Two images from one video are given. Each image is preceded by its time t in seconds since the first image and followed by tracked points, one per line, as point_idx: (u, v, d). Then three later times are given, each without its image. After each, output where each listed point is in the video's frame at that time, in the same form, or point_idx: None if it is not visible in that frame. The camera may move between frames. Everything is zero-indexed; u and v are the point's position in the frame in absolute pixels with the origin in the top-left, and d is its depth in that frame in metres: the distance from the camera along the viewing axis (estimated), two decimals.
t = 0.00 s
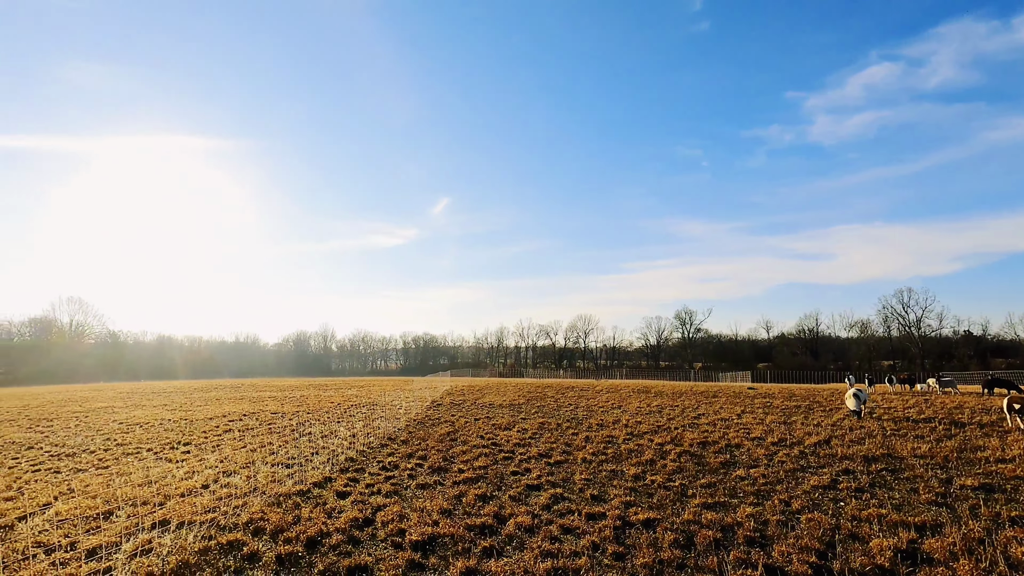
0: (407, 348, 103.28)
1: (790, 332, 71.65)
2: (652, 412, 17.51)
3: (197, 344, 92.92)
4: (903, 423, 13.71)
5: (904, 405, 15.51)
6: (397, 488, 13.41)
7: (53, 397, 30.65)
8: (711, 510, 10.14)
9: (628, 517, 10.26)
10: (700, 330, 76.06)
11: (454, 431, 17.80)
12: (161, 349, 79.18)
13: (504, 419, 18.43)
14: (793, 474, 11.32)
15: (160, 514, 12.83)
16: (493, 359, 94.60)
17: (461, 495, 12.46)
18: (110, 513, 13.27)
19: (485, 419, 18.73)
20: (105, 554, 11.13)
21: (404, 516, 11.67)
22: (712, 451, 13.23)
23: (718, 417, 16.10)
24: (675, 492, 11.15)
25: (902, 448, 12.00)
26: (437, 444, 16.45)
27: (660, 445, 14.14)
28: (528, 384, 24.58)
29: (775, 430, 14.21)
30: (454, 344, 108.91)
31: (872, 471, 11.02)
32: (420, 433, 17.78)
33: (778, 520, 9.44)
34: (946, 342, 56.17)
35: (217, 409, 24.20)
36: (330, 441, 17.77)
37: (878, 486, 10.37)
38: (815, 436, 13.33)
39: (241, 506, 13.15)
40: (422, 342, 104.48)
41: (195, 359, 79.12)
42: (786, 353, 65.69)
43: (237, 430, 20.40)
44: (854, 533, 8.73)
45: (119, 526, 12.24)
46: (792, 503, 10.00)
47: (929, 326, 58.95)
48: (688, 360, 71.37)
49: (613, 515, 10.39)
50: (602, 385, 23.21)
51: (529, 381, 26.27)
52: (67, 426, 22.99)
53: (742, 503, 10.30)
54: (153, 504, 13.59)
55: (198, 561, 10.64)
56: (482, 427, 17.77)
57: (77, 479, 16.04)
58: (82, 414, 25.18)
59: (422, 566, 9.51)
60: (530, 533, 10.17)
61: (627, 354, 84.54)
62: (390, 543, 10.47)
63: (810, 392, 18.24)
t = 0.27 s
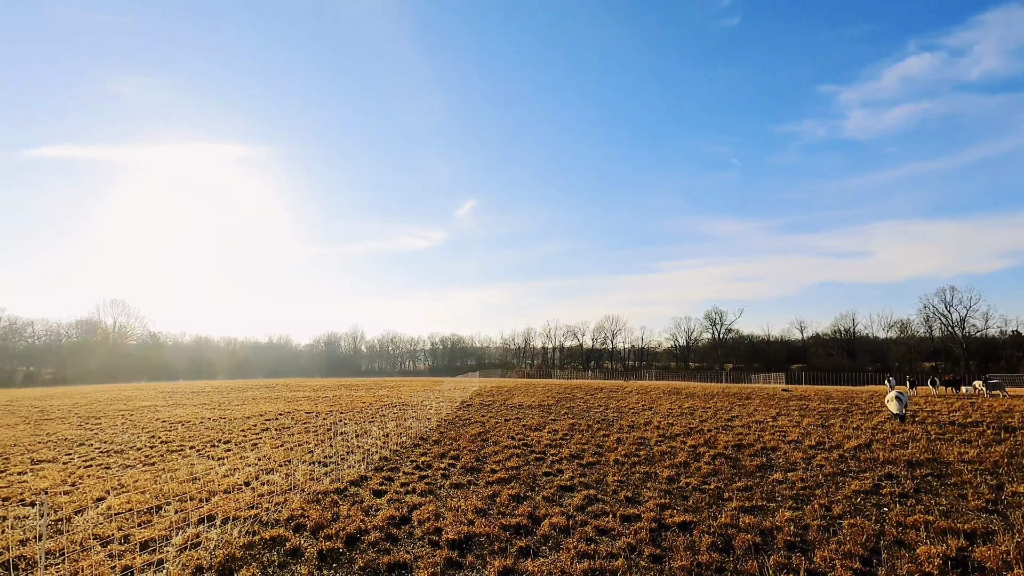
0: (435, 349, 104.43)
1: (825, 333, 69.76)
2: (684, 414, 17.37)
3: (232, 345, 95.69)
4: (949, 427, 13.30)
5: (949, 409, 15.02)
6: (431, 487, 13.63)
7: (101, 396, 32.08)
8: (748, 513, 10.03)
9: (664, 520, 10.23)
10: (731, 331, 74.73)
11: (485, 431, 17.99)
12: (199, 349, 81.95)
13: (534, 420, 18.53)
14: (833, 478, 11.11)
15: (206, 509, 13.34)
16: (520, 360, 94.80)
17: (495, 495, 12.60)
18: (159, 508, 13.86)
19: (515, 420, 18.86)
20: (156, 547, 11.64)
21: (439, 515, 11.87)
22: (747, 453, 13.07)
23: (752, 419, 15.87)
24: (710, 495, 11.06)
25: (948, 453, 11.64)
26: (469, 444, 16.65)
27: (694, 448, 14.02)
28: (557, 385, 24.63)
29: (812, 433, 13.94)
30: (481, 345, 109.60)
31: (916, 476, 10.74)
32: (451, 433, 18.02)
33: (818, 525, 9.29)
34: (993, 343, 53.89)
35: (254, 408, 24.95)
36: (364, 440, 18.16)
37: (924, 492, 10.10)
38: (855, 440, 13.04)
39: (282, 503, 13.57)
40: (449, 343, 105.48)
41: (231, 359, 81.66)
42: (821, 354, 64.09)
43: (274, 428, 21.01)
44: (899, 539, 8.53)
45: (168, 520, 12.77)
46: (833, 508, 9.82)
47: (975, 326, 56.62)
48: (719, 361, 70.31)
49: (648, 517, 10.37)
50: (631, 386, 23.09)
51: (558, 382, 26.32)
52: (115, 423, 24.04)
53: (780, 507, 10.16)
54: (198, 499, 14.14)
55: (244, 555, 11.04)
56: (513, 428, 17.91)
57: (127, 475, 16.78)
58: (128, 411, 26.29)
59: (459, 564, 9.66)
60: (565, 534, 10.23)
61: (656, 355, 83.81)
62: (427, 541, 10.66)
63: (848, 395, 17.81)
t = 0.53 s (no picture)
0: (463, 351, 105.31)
1: (863, 334, 67.76)
2: (719, 418, 17.17)
3: (266, 347, 98.39)
4: (1001, 433, 12.84)
5: (1000, 414, 14.49)
6: (468, 488, 13.82)
7: (147, 396, 33.44)
8: (791, 518, 9.90)
9: (704, 524, 10.17)
10: (764, 333, 73.31)
11: (518, 433, 18.12)
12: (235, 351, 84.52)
13: (566, 422, 18.57)
14: (878, 484, 10.87)
15: (252, 506, 13.82)
16: (548, 362, 94.85)
17: (531, 497, 12.69)
18: (207, 505, 14.41)
19: (547, 422, 18.94)
20: (207, 542, 12.12)
21: (478, 515, 12.03)
22: (787, 458, 12.87)
23: (790, 423, 15.60)
24: (751, 500, 10.94)
25: (1001, 459, 11.26)
26: (502, 446, 16.80)
27: (731, 451, 13.87)
28: (587, 387, 24.60)
29: (855, 437, 13.64)
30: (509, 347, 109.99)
31: (968, 483, 10.42)
32: (484, 435, 18.22)
33: (866, 531, 9.11)
34: None
35: (291, 409, 25.66)
36: (399, 441, 18.49)
37: (977, 499, 9.80)
38: (900, 445, 12.71)
39: (324, 502, 13.95)
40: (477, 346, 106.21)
41: (266, 361, 83.94)
42: (860, 357, 62.30)
43: (311, 429, 21.56)
44: (953, 547, 8.32)
45: (217, 516, 13.28)
46: (880, 515, 9.62)
47: None
48: (752, 364, 69.07)
49: (688, 521, 10.32)
50: (663, 390, 22.94)
51: (588, 384, 26.29)
52: (160, 423, 25.01)
53: (825, 512, 9.99)
54: (243, 497, 14.65)
55: (290, 551, 11.41)
56: (545, 430, 17.99)
57: (175, 473, 17.49)
58: (172, 411, 27.35)
59: (500, 564, 9.79)
60: (604, 536, 10.26)
61: (686, 357, 82.86)
62: (467, 541, 10.84)
63: (891, 399, 17.34)
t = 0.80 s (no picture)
0: (492, 354, 105.97)
1: (906, 337, 65.48)
2: (757, 422, 16.93)
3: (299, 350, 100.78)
4: None
5: None
6: (506, 489, 13.97)
7: (191, 397, 34.74)
8: (840, 525, 9.74)
9: (749, 529, 10.08)
10: (801, 335, 71.58)
11: (552, 435, 18.20)
12: (270, 353, 86.86)
13: (600, 425, 18.57)
14: (931, 491, 10.58)
15: (297, 504, 14.27)
16: (578, 364, 94.78)
17: (570, 499, 12.75)
18: (254, 502, 14.94)
19: (581, 424, 18.97)
20: (256, 538, 12.58)
21: (518, 516, 12.17)
22: (831, 463, 12.63)
23: (833, 428, 15.28)
24: (796, 505, 10.78)
25: None
26: (537, 448, 16.90)
27: (772, 456, 13.67)
28: (619, 390, 24.52)
29: (902, 443, 13.29)
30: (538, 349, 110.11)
31: None
32: (519, 436, 18.37)
33: (919, 539, 8.91)
34: None
35: (328, 410, 26.32)
36: (435, 442, 18.79)
37: None
38: (951, 451, 12.35)
39: (365, 501, 14.29)
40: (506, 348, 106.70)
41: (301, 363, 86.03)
42: (902, 360, 60.30)
43: (348, 429, 22.06)
44: (1014, 557, 8.07)
45: (264, 513, 13.76)
46: (934, 522, 9.38)
47: None
48: (788, 367, 67.60)
49: (732, 525, 10.24)
50: (698, 393, 22.70)
51: (620, 387, 26.20)
52: (205, 422, 25.94)
53: (874, 519, 9.79)
54: (288, 495, 15.13)
55: (337, 548, 11.75)
56: (580, 432, 18.03)
57: (222, 471, 18.17)
58: (216, 411, 28.37)
59: (542, 565, 9.89)
60: (646, 538, 10.27)
61: (720, 360, 81.67)
62: (508, 541, 10.99)
63: (939, 404, 16.80)
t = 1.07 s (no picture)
0: (522, 353, 106.41)
1: (951, 336, 63.11)
2: (796, 425, 16.63)
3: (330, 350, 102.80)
4: None
5: None
6: (541, 490, 14.06)
7: (231, 397, 35.87)
8: (889, 532, 9.52)
9: (793, 534, 9.93)
10: (839, 334, 69.57)
11: (586, 436, 18.24)
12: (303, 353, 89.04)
13: (634, 426, 18.52)
14: (985, 499, 10.24)
15: (337, 503, 14.66)
16: (607, 364, 94.46)
17: (607, 501, 12.77)
18: (297, 501, 15.40)
19: (614, 426, 18.95)
20: (301, 536, 12.98)
21: (555, 518, 12.25)
22: (876, 468, 12.33)
23: (876, 432, 14.90)
24: (842, 511, 10.58)
25: None
26: (571, 449, 16.97)
27: (813, 460, 13.43)
28: (652, 391, 24.37)
29: (951, 448, 12.89)
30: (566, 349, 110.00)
31: None
32: (552, 438, 18.45)
33: (974, 548, 8.65)
34: None
35: (362, 410, 26.87)
36: (469, 442, 19.04)
37: None
38: (1004, 457, 11.92)
39: (403, 500, 14.59)
40: (535, 348, 106.94)
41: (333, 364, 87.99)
42: (948, 360, 58.14)
43: (383, 429, 22.52)
44: None
45: (307, 511, 14.17)
46: (989, 531, 9.09)
47: None
48: (826, 367, 65.96)
49: (775, 531, 10.12)
50: (733, 395, 22.37)
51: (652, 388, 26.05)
52: (245, 421, 26.82)
53: (926, 527, 9.54)
54: (329, 494, 15.55)
55: (378, 547, 12.05)
56: (614, 434, 18.03)
57: (264, 469, 18.77)
58: (254, 411, 29.27)
59: (583, 567, 9.96)
60: (687, 542, 10.23)
61: (753, 360, 80.28)
62: (547, 543, 11.08)
63: (990, 408, 16.21)
